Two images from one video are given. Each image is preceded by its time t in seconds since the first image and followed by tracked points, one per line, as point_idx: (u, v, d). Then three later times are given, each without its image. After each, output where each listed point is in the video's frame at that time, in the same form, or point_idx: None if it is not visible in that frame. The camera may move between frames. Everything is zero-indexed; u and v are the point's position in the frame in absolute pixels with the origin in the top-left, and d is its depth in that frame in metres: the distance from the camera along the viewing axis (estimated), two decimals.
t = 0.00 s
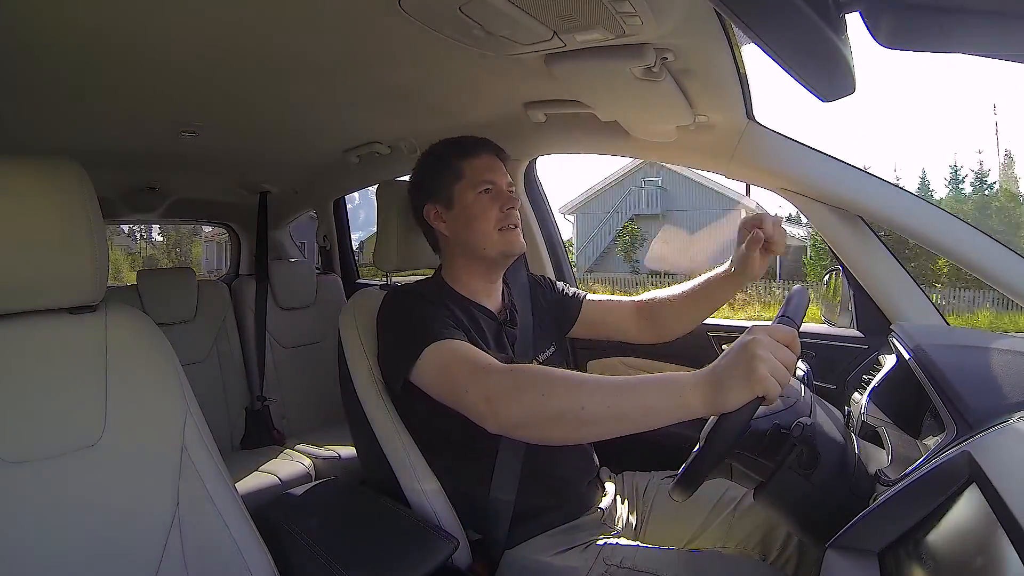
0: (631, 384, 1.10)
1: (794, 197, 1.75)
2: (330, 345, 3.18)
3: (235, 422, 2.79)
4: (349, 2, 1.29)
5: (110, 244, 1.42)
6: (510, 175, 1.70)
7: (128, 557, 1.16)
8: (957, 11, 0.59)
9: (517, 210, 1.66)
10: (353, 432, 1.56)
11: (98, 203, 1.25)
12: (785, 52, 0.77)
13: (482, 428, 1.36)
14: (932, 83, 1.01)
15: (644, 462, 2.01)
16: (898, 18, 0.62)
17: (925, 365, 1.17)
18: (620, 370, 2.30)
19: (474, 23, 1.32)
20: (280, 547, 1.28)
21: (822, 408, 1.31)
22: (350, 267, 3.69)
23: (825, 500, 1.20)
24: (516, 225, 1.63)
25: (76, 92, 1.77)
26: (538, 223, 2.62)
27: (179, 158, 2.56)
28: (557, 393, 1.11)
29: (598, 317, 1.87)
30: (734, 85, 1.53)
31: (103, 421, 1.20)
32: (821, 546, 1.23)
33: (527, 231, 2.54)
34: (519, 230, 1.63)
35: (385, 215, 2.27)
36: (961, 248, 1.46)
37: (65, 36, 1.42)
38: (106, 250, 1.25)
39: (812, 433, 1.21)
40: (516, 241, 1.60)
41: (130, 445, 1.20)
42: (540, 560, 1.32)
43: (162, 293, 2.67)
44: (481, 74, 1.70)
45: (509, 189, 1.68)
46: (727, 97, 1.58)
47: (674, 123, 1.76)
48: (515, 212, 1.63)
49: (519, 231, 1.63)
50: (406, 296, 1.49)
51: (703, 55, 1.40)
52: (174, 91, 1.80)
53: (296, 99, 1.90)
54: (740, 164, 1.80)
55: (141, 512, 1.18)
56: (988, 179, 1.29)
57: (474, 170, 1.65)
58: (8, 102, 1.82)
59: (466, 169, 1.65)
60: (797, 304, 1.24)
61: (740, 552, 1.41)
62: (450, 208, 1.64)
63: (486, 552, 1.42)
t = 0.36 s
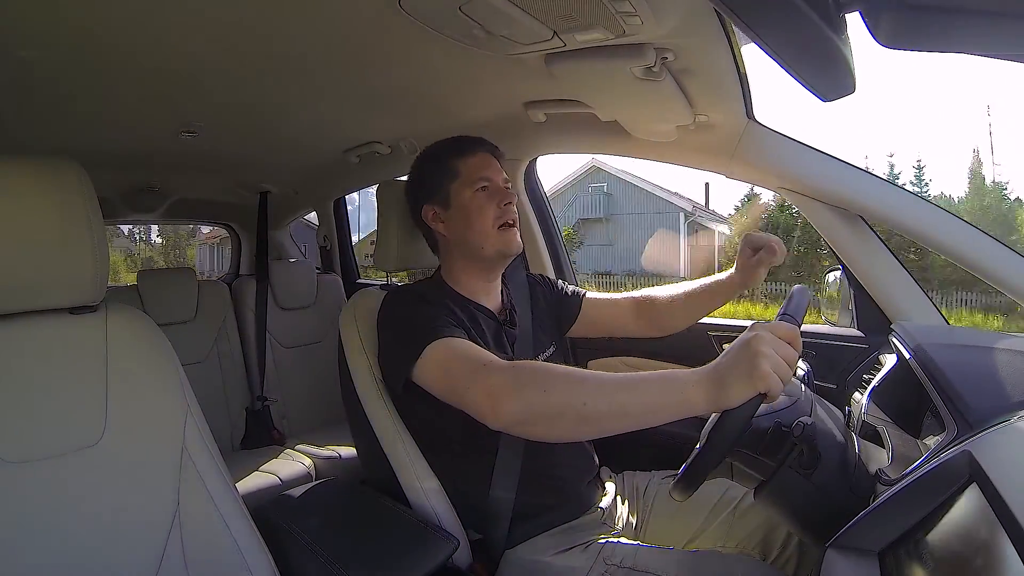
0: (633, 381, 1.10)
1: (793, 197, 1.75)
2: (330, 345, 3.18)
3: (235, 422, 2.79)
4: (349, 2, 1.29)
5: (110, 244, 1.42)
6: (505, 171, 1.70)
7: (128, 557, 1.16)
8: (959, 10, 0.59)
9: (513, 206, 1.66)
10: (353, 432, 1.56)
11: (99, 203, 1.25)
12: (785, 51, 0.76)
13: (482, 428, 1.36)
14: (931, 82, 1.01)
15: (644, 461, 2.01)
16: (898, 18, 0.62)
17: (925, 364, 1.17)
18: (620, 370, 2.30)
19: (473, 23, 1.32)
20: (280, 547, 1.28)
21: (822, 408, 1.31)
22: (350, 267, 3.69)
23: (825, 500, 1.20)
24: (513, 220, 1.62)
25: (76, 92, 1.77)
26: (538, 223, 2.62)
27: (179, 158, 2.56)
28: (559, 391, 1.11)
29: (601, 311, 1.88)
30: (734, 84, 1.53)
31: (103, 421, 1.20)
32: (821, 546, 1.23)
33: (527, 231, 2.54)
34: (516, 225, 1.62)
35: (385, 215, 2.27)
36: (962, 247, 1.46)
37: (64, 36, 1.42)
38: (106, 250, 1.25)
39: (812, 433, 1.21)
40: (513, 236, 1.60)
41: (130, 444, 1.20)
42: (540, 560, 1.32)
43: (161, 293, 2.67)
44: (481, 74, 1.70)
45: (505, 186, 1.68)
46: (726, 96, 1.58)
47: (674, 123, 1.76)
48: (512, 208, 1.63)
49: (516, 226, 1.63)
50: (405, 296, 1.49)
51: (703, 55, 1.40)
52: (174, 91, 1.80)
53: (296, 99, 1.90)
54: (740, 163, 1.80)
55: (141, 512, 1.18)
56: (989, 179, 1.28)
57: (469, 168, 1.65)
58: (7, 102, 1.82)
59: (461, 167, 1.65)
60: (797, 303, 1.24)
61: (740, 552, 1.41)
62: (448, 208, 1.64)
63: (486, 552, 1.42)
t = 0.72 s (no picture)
0: (634, 378, 1.10)
1: (794, 196, 1.75)
2: (329, 346, 3.17)
3: (235, 422, 2.79)
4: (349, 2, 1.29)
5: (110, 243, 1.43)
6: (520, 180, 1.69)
7: (127, 557, 1.16)
8: (960, 8, 0.58)
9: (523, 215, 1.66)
10: (353, 432, 1.55)
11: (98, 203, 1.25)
12: (786, 50, 0.76)
13: (482, 428, 1.36)
14: (932, 81, 1.02)
15: (644, 461, 2.01)
16: (899, 17, 0.62)
17: (925, 363, 1.17)
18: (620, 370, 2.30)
19: (473, 23, 1.32)
20: (280, 546, 1.28)
21: (821, 408, 1.31)
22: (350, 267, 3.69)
23: (825, 500, 1.20)
24: (522, 229, 1.63)
25: (76, 92, 1.77)
26: (538, 223, 2.62)
27: (179, 158, 2.56)
28: (559, 387, 1.11)
29: (595, 317, 1.86)
30: (734, 85, 1.53)
31: (102, 420, 1.20)
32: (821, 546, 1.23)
33: (527, 231, 2.54)
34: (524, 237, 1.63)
35: (385, 214, 2.27)
36: (963, 248, 1.47)
37: (64, 36, 1.42)
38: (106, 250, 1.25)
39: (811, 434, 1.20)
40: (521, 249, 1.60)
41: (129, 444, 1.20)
42: (540, 560, 1.32)
43: (161, 293, 2.67)
44: (481, 74, 1.70)
45: (518, 195, 1.68)
46: (726, 97, 1.58)
47: (674, 123, 1.76)
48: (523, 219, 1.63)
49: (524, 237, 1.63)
50: (406, 295, 1.49)
51: (703, 55, 1.40)
52: (174, 91, 1.80)
53: (296, 99, 1.90)
54: (740, 164, 1.80)
55: (141, 512, 1.18)
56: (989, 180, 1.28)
57: (483, 172, 1.64)
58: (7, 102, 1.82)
59: (474, 169, 1.64)
60: (797, 303, 1.24)
61: (740, 552, 1.41)
62: (457, 208, 1.64)
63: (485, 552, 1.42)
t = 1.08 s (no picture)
0: (633, 380, 1.10)
1: (794, 197, 1.75)
2: (329, 345, 3.17)
3: (235, 422, 2.79)
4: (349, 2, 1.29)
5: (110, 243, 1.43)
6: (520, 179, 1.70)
7: (127, 557, 1.16)
8: (959, 9, 0.58)
9: (524, 214, 1.66)
10: (353, 432, 1.55)
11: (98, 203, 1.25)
12: (785, 51, 0.76)
13: (481, 428, 1.36)
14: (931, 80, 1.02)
15: (645, 462, 2.01)
16: (898, 18, 0.62)
17: (925, 363, 1.17)
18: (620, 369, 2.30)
19: (473, 23, 1.32)
20: (280, 546, 1.28)
21: (821, 408, 1.31)
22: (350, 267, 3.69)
23: (825, 500, 1.20)
24: (523, 230, 1.63)
25: (76, 93, 1.77)
26: (538, 223, 2.62)
27: (179, 158, 2.56)
28: (558, 390, 1.11)
29: (595, 312, 1.86)
30: (735, 85, 1.53)
31: (102, 421, 1.20)
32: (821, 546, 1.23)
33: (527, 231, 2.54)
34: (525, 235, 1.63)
35: (385, 214, 2.27)
36: (963, 247, 1.47)
37: (64, 36, 1.42)
38: (106, 250, 1.25)
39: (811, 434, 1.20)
40: (524, 248, 1.61)
41: (129, 445, 1.20)
42: (540, 560, 1.32)
43: (161, 293, 2.67)
44: (481, 74, 1.70)
45: (518, 194, 1.68)
46: (726, 97, 1.58)
47: (674, 123, 1.76)
48: (524, 217, 1.63)
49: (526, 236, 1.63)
50: (406, 295, 1.49)
51: (703, 55, 1.40)
52: (174, 91, 1.80)
53: (296, 99, 1.90)
54: (740, 164, 1.80)
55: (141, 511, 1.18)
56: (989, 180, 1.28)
57: (483, 171, 1.64)
58: (7, 102, 1.82)
59: (476, 169, 1.63)
60: (797, 303, 1.24)
61: (740, 553, 1.41)
62: (459, 207, 1.63)
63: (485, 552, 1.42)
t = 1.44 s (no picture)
0: (632, 383, 1.10)
1: (794, 197, 1.75)
2: (329, 345, 3.17)
3: (235, 422, 2.79)
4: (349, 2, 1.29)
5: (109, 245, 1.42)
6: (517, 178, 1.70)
7: (127, 557, 1.16)
8: (958, 9, 0.59)
9: (524, 212, 1.67)
10: (353, 432, 1.55)
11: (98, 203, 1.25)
12: (785, 50, 0.77)
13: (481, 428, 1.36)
14: (931, 80, 1.02)
15: (645, 461, 2.01)
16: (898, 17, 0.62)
17: (925, 363, 1.17)
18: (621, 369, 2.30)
19: (473, 23, 1.32)
20: (280, 546, 1.28)
21: (820, 407, 1.31)
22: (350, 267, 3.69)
23: (825, 500, 1.20)
24: (523, 228, 1.64)
25: (76, 92, 1.77)
26: (538, 223, 2.62)
27: (178, 158, 2.56)
28: (557, 393, 1.11)
29: (594, 311, 1.86)
30: (735, 85, 1.53)
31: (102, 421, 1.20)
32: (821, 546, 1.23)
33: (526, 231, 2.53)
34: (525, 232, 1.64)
35: (385, 214, 2.27)
36: (963, 248, 1.47)
37: (64, 36, 1.42)
38: (105, 249, 1.25)
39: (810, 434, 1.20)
40: (525, 245, 1.62)
41: (129, 445, 1.20)
42: (540, 560, 1.33)
43: (161, 293, 2.67)
44: (480, 74, 1.70)
45: (517, 193, 1.68)
46: (726, 97, 1.58)
47: (674, 123, 1.76)
48: (524, 215, 1.64)
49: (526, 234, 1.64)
50: (405, 296, 1.49)
51: (703, 55, 1.40)
52: (174, 91, 1.80)
53: (296, 99, 1.90)
54: (740, 164, 1.80)
55: (141, 511, 1.18)
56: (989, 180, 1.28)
57: (483, 170, 1.64)
58: (7, 102, 1.82)
59: (476, 169, 1.64)
60: (797, 303, 1.24)
61: (741, 552, 1.41)
62: (460, 207, 1.63)
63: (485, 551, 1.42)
